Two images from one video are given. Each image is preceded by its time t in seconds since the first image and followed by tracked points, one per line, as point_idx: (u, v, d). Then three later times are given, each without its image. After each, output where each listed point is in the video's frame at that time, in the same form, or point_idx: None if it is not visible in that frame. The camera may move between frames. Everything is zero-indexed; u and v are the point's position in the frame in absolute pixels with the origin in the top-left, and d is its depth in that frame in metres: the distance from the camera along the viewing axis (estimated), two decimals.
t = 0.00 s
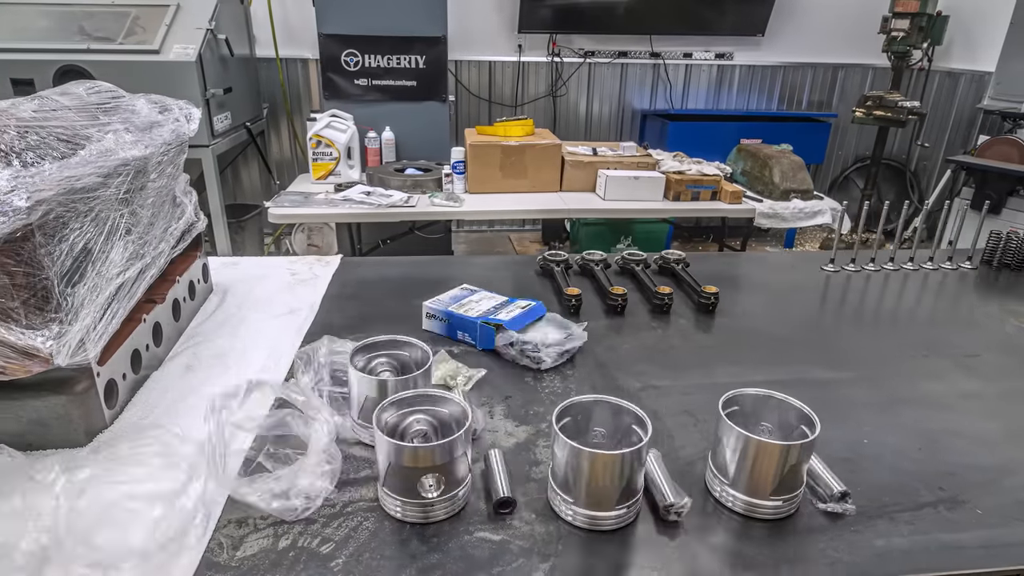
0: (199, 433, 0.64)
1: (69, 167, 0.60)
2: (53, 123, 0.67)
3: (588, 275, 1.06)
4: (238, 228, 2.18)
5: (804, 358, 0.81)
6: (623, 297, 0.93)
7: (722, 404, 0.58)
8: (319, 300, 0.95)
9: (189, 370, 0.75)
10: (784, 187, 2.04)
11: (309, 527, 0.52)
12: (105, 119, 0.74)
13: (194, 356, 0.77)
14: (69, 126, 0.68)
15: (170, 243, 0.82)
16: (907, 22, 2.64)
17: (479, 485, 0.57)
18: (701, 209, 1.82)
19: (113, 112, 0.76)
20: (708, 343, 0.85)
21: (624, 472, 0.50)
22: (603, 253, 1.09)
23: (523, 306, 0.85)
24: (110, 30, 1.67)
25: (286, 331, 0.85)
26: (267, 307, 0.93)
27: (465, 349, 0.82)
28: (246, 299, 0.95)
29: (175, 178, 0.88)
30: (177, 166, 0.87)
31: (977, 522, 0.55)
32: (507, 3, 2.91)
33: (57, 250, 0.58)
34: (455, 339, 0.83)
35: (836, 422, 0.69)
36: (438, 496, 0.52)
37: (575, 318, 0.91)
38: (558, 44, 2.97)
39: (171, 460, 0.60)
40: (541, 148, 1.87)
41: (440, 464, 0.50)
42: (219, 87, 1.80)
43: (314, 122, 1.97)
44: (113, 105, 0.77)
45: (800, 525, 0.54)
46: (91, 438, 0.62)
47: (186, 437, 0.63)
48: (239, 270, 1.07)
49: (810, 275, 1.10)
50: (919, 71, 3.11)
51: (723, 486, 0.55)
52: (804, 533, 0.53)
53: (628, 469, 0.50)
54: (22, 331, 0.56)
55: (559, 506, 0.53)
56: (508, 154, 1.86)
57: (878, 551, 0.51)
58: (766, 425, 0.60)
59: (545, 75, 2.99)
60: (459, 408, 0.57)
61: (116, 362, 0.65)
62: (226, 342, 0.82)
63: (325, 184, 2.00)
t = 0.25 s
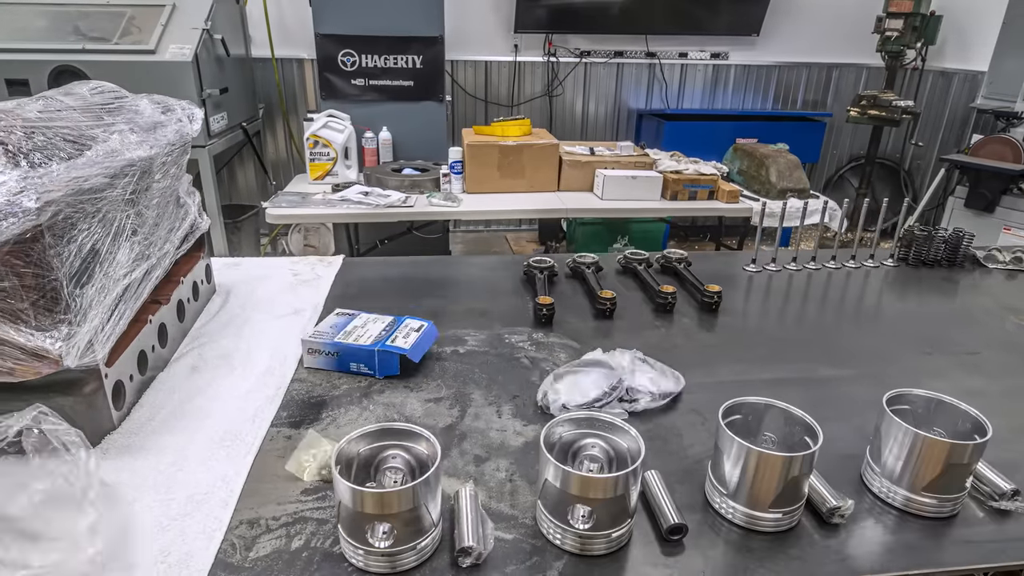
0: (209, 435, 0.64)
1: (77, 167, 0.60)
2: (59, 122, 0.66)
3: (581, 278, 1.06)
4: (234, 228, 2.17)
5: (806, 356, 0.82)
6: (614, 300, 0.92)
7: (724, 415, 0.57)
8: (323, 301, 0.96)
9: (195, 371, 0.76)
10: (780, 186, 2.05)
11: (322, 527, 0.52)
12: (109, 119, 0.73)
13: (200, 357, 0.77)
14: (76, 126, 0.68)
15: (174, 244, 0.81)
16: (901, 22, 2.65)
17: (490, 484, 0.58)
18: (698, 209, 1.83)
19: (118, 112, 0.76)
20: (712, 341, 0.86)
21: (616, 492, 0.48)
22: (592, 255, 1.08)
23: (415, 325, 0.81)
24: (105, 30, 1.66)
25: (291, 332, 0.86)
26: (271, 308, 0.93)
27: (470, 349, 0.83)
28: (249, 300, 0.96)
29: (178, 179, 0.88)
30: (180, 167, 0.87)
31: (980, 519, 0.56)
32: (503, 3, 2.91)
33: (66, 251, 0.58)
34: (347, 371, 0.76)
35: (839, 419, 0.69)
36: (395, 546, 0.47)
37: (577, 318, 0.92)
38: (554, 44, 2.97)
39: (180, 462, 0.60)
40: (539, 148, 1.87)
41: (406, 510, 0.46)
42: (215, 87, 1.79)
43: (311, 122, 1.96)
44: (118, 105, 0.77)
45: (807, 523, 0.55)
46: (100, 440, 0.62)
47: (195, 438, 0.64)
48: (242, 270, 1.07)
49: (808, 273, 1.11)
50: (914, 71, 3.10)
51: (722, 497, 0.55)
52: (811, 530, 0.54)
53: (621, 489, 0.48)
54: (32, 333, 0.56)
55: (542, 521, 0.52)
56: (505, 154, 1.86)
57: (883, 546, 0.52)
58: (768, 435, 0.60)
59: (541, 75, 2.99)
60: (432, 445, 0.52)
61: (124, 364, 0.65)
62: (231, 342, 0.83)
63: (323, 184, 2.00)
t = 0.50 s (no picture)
0: (215, 435, 0.65)
1: (83, 168, 0.61)
2: (65, 123, 0.67)
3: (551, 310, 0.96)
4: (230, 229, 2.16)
5: (810, 355, 0.83)
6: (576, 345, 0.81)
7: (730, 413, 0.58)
8: (325, 301, 0.96)
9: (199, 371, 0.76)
10: (777, 186, 2.06)
11: (332, 527, 0.53)
12: (114, 118, 0.74)
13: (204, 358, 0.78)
14: (82, 125, 0.68)
15: (178, 245, 0.82)
16: (896, 22, 2.66)
17: (500, 483, 0.59)
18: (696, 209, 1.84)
19: (122, 111, 0.76)
20: (715, 340, 0.87)
21: (627, 489, 0.49)
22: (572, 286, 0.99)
23: (301, 376, 0.69)
24: (101, 30, 1.65)
25: (294, 332, 0.86)
26: (273, 308, 0.93)
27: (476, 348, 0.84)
28: (252, 300, 0.96)
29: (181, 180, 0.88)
30: (183, 167, 0.87)
31: (980, 515, 0.57)
32: (499, 3, 2.91)
33: (74, 251, 0.59)
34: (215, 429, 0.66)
35: (841, 417, 0.71)
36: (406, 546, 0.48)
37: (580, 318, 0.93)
38: (551, 44, 2.97)
39: (188, 463, 0.61)
40: (537, 148, 1.87)
41: (418, 510, 0.47)
42: (212, 88, 1.79)
43: (308, 123, 1.96)
44: (122, 104, 0.77)
45: (810, 519, 0.56)
46: (107, 441, 0.63)
47: (202, 439, 0.64)
48: (244, 269, 1.07)
49: (808, 271, 1.12)
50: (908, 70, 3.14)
51: (731, 495, 0.56)
52: (814, 526, 0.55)
53: (633, 487, 0.49)
54: (41, 334, 0.56)
55: (553, 519, 0.53)
56: (503, 154, 1.86)
57: (885, 542, 0.54)
58: (776, 434, 0.61)
59: (538, 75, 2.99)
60: (442, 444, 0.53)
61: (129, 364, 0.66)
62: (234, 343, 0.83)
63: (320, 184, 2.00)
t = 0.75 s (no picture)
0: (224, 437, 0.66)
1: (92, 168, 0.62)
2: (72, 124, 0.67)
3: (520, 326, 0.91)
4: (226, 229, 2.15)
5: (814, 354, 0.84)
6: (559, 367, 0.78)
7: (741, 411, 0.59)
8: (330, 302, 0.96)
9: (205, 373, 0.77)
10: (775, 185, 2.07)
11: (345, 526, 0.54)
12: (119, 119, 0.74)
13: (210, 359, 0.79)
14: (90, 126, 0.69)
15: (183, 245, 0.82)
16: (890, 21, 2.68)
17: (510, 482, 0.60)
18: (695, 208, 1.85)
19: (128, 111, 0.76)
20: (719, 339, 0.89)
21: (639, 487, 0.49)
22: (540, 300, 0.94)
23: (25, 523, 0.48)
24: (97, 30, 1.64)
25: (300, 333, 0.87)
26: (278, 309, 0.94)
27: (482, 348, 0.84)
28: (256, 301, 0.97)
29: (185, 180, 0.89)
30: (187, 168, 0.87)
31: (984, 510, 0.58)
32: (496, 3, 2.91)
33: (83, 252, 0.60)
34: None
35: (846, 414, 0.72)
36: (419, 545, 0.48)
37: (583, 318, 0.94)
38: (547, 44, 2.98)
39: (197, 465, 0.62)
40: (534, 147, 1.87)
41: (432, 509, 0.47)
42: (208, 88, 1.78)
43: (305, 123, 1.96)
44: (127, 104, 0.78)
45: (819, 517, 0.57)
46: (115, 443, 0.64)
47: (210, 440, 0.65)
48: (246, 271, 1.08)
49: (807, 270, 1.13)
50: (902, 70, 3.13)
51: (741, 492, 0.57)
52: (824, 523, 0.56)
53: (644, 485, 0.49)
54: (50, 336, 0.57)
55: (564, 516, 0.54)
56: (501, 154, 1.86)
57: (893, 538, 0.55)
58: (785, 430, 0.62)
59: (534, 75, 2.99)
60: (455, 444, 0.54)
61: (137, 366, 0.66)
62: (240, 344, 0.84)
63: (318, 185, 1.99)
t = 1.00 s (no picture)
0: (233, 438, 0.66)
1: (100, 169, 0.63)
2: (78, 128, 0.69)
3: (525, 326, 0.91)
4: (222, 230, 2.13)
5: (817, 351, 0.85)
6: (567, 366, 0.78)
7: (751, 408, 0.60)
8: (334, 302, 0.97)
9: (212, 373, 0.78)
10: (772, 184, 2.06)
11: (358, 526, 0.54)
12: (124, 121, 0.76)
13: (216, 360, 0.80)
14: (95, 129, 0.71)
15: (188, 246, 0.84)
16: (883, 21, 2.70)
17: (522, 481, 0.60)
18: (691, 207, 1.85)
19: (130, 113, 0.78)
20: (723, 337, 0.89)
21: (652, 485, 0.50)
22: (544, 299, 0.94)
23: None
24: (92, 30, 1.63)
25: (305, 333, 0.88)
26: (283, 310, 0.94)
27: (487, 348, 0.85)
28: (260, 301, 0.97)
29: (189, 181, 0.92)
30: (190, 168, 0.89)
31: (988, 504, 0.59)
32: (491, 3, 2.91)
33: (92, 253, 0.60)
34: None
35: (850, 411, 0.73)
36: (434, 544, 0.49)
37: (587, 317, 0.95)
38: (543, 44, 2.98)
39: (206, 465, 0.63)
40: (531, 147, 1.87)
41: (446, 508, 0.48)
42: (204, 88, 1.78)
43: (302, 123, 1.94)
44: (129, 107, 0.80)
45: (827, 513, 0.57)
46: (123, 444, 0.65)
47: (219, 441, 0.66)
48: (247, 271, 1.08)
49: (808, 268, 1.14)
50: (896, 69, 3.19)
51: (750, 489, 0.58)
52: (832, 519, 0.57)
53: (656, 483, 0.50)
54: (61, 337, 0.57)
55: (576, 514, 0.55)
56: (499, 154, 1.86)
57: (900, 532, 0.56)
58: (793, 428, 0.63)
59: (530, 75, 2.99)
60: (467, 443, 0.54)
61: (145, 367, 0.67)
62: (246, 345, 0.85)
63: (315, 185, 1.98)
